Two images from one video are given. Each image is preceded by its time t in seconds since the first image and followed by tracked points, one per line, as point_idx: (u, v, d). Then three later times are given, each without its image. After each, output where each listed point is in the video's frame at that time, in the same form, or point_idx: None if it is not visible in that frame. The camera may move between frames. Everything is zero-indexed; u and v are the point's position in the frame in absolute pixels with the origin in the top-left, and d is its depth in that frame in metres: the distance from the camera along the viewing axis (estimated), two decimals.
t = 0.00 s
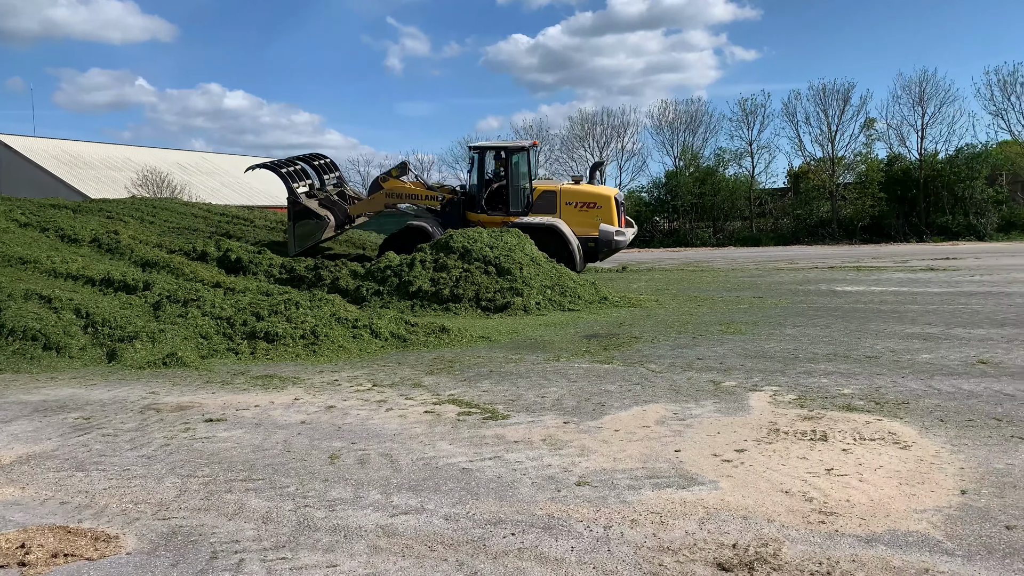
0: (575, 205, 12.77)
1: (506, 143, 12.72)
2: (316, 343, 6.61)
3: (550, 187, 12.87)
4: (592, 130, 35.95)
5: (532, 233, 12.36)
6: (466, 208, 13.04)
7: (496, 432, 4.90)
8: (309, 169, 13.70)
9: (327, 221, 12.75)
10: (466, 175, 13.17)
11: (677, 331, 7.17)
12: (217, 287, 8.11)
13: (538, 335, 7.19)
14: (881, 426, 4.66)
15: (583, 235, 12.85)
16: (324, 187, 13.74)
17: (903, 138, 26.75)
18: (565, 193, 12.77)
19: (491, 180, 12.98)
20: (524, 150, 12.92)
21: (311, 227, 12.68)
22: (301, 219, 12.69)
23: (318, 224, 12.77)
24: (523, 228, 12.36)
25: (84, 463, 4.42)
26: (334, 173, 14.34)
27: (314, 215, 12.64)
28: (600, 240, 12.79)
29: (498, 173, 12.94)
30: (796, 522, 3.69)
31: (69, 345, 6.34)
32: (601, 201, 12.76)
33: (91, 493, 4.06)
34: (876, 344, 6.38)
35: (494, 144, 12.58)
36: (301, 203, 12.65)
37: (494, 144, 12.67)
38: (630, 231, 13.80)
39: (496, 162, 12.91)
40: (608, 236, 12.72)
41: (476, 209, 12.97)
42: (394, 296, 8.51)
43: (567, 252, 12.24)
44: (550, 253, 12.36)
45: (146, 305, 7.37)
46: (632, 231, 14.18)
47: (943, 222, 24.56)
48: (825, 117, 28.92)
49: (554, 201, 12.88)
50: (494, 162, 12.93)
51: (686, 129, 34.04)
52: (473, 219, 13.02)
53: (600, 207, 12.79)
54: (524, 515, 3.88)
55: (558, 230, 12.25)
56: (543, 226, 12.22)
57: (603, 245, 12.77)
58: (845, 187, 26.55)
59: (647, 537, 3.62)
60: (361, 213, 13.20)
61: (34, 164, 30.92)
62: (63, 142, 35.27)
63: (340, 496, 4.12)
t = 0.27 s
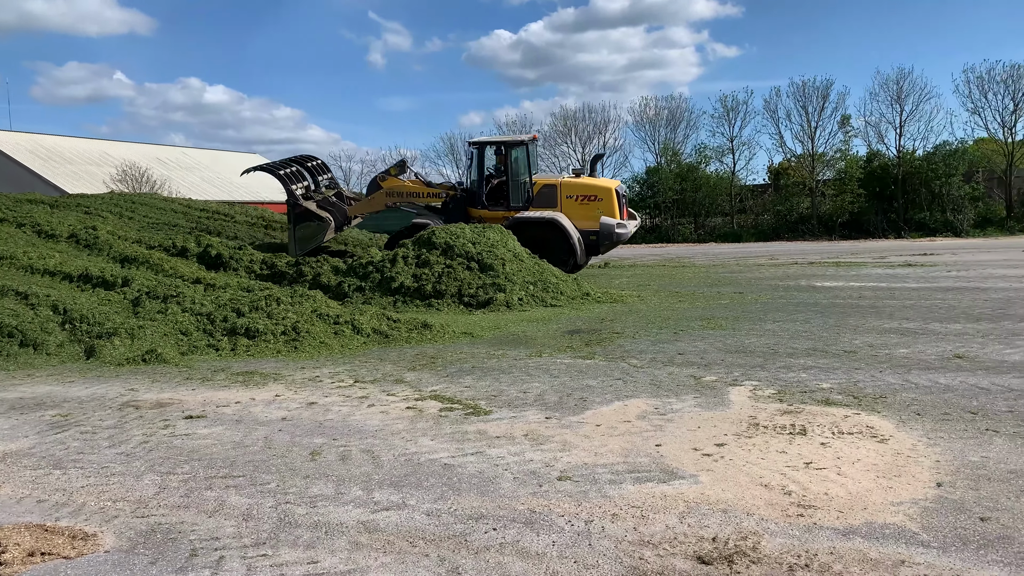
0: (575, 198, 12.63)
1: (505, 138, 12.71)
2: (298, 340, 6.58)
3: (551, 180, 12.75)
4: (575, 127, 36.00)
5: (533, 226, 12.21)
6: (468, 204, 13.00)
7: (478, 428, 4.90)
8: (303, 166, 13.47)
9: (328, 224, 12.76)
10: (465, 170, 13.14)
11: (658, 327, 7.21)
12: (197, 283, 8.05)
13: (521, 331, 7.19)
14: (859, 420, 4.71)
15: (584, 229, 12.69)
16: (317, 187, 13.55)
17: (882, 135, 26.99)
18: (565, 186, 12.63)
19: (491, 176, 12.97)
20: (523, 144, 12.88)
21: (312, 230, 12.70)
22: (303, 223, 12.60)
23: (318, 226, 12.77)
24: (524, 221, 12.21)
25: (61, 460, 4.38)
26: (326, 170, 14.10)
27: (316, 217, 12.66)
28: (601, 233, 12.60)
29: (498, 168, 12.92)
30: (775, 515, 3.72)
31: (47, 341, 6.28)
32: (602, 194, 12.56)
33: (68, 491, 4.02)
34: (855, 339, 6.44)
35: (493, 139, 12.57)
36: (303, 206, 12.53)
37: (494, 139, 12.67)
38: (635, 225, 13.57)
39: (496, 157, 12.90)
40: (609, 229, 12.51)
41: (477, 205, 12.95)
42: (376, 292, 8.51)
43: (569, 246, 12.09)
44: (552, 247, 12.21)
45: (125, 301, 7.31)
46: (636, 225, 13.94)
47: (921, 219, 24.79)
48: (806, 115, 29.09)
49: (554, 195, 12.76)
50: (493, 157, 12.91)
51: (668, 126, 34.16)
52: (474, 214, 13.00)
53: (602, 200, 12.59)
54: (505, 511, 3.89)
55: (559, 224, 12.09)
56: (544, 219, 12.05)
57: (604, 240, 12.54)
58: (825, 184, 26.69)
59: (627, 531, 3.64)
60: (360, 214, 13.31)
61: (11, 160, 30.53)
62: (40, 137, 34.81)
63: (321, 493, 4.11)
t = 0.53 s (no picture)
0: (576, 194, 12.48)
1: (507, 134, 12.74)
2: (278, 337, 6.55)
3: (552, 176, 12.62)
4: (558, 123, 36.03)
5: (533, 222, 12.30)
6: (472, 200, 13.06)
7: (459, 424, 4.90)
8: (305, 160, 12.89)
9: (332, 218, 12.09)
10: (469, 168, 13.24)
11: (639, 323, 7.24)
12: (177, 279, 7.99)
13: (503, 327, 7.20)
14: (837, 416, 4.76)
15: (584, 226, 12.56)
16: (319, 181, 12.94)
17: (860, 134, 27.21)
18: (567, 182, 12.49)
19: (494, 172, 13.04)
20: (525, 140, 12.93)
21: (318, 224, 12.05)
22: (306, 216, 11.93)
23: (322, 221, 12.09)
24: (524, 217, 12.30)
25: (38, 459, 4.33)
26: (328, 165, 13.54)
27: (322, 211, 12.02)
28: (600, 230, 12.41)
29: (501, 165, 13.00)
30: (754, 510, 3.75)
31: (23, 339, 6.21)
32: (603, 190, 12.38)
33: (45, 490, 3.98)
34: (834, 335, 6.51)
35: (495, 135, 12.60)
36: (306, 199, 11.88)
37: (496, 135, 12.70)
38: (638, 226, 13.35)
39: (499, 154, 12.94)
40: (609, 226, 12.31)
41: (480, 200, 13.00)
42: (357, 288, 8.49)
43: (569, 241, 12.13)
44: (552, 243, 12.27)
45: (103, 298, 7.23)
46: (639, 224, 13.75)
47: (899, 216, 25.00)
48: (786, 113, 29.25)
49: (555, 191, 12.62)
50: (496, 154, 13.00)
51: (650, 123, 34.29)
52: (478, 210, 13.05)
53: (603, 196, 12.41)
54: (487, 507, 3.89)
55: (559, 219, 12.11)
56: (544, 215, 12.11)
57: (604, 237, 12.41)
58: (805, 181, 26.71)
59: (608, 526, 3.66)
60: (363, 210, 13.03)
61: None
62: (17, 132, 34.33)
63: (302, 490, 4.09)
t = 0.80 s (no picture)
0: (574, 188, 12.42)
1: (505, 132, 12.62)
2: (254, 336, 6.50)
3: (550, 171, 12.58)
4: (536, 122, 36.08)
5: (531, 216, 12.45)
6: (472, 199, 12.97)
7: (437, 423, 4.89)
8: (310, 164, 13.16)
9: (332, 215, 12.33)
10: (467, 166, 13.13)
11: (617, 322, 7.27)
12: (151, 278, 7.90)
13: (480, 326, 7.20)
14: (811, 413, 4.80)
15: (582, 220, 12.51)
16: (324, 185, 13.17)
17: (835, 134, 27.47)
18: (565, 177, 12.41)
19: (493, 171, 12.95)
20: (523, 137, 12.77)
21: (317, 221, 12.26)
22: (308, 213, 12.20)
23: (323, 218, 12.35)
24: (522, 211, 12.46)
25: (8, 460, 4.26)
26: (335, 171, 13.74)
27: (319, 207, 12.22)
28: (598, 223, 12.35)
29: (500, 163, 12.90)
30: (729, 507, 3.78)
31: None
32: (601, 184, 12.35)
33: (14, 492, 3.91)
34: (809, 334, 6.57)
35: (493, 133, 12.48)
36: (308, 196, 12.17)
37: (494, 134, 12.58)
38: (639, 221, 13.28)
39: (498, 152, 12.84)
40: (606, 220, 12.26)
41: (481, 199, 12.92)
42: (334, 287, 8.45)
43: (565, 235, 12.22)
44: (549, 237, 12.38)
45: (75, 296, 7.14)
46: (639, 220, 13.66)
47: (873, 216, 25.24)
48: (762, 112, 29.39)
49: (553, 186, 12.57)
50: (495, 152, 12.88)
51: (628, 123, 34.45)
52: (479, 208, 12.95)
53: (601, 191, 12.37)
54: (463, 506, 3.89)
55: (555, 213, 12.22)
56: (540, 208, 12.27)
57: (602, 231, 12.37)
58: (780, 181, 26.99)
59: (585, 524, 3.67)
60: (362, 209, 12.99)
61: None
62: None
63: (277, 490, 4.06)
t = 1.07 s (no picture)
0: (565, 185, 12.42)
1: (496, 130, 12.68)
2: (222, 335, 6.43)
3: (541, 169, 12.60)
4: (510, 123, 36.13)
5: (522, 214, 12.48)
6: (468, 198, 13.02)
7: (407, 424, 4.87)
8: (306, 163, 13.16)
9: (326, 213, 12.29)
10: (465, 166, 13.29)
11: (589, 321, 7.30)
12: (116, 277, 7.78)
13: (452, 326, 7.19)
14: (778, 411, 4.87)
15: (573, 217, 12.50)
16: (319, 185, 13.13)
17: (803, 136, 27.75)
18: (555, 174, 12.46)
19: (487, 171, 13.04)
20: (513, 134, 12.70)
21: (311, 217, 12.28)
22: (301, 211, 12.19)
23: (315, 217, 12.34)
24: (511, 209, 12.50)
25: None
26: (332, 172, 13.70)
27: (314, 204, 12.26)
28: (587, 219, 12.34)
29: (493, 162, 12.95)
30: (697, 504, 3.81)
31: None
32: (591, 180, 12.40)
33: None
34: (776, 333, 6.65)
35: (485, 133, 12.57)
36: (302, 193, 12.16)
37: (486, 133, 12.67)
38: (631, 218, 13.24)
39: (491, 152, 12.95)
40: (595, 215, 12.26)
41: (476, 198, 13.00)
42: (304, 287, 8.38)
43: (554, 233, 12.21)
44: (538, 235, 12.38)
45: (38, 296, 7.00)
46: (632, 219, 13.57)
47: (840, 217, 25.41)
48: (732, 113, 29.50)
49: (544, 183, 12.57)
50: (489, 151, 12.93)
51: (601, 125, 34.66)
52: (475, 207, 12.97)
53: (591, 187, 12.40)
54: (433, 506, 3.87)
55: (544, 209, 12.21)
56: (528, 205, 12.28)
57: (590, 227, 12.33)
58: (749, 182, 27.25)
59: (555, 523, 3.67)
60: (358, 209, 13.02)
61: None
62: None
63: (245, 491, 4.02)
